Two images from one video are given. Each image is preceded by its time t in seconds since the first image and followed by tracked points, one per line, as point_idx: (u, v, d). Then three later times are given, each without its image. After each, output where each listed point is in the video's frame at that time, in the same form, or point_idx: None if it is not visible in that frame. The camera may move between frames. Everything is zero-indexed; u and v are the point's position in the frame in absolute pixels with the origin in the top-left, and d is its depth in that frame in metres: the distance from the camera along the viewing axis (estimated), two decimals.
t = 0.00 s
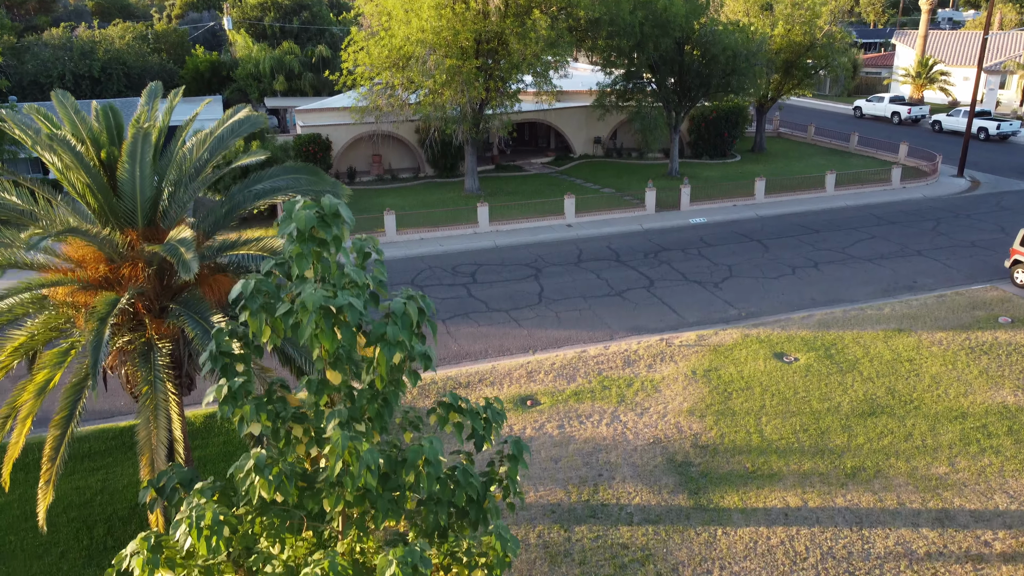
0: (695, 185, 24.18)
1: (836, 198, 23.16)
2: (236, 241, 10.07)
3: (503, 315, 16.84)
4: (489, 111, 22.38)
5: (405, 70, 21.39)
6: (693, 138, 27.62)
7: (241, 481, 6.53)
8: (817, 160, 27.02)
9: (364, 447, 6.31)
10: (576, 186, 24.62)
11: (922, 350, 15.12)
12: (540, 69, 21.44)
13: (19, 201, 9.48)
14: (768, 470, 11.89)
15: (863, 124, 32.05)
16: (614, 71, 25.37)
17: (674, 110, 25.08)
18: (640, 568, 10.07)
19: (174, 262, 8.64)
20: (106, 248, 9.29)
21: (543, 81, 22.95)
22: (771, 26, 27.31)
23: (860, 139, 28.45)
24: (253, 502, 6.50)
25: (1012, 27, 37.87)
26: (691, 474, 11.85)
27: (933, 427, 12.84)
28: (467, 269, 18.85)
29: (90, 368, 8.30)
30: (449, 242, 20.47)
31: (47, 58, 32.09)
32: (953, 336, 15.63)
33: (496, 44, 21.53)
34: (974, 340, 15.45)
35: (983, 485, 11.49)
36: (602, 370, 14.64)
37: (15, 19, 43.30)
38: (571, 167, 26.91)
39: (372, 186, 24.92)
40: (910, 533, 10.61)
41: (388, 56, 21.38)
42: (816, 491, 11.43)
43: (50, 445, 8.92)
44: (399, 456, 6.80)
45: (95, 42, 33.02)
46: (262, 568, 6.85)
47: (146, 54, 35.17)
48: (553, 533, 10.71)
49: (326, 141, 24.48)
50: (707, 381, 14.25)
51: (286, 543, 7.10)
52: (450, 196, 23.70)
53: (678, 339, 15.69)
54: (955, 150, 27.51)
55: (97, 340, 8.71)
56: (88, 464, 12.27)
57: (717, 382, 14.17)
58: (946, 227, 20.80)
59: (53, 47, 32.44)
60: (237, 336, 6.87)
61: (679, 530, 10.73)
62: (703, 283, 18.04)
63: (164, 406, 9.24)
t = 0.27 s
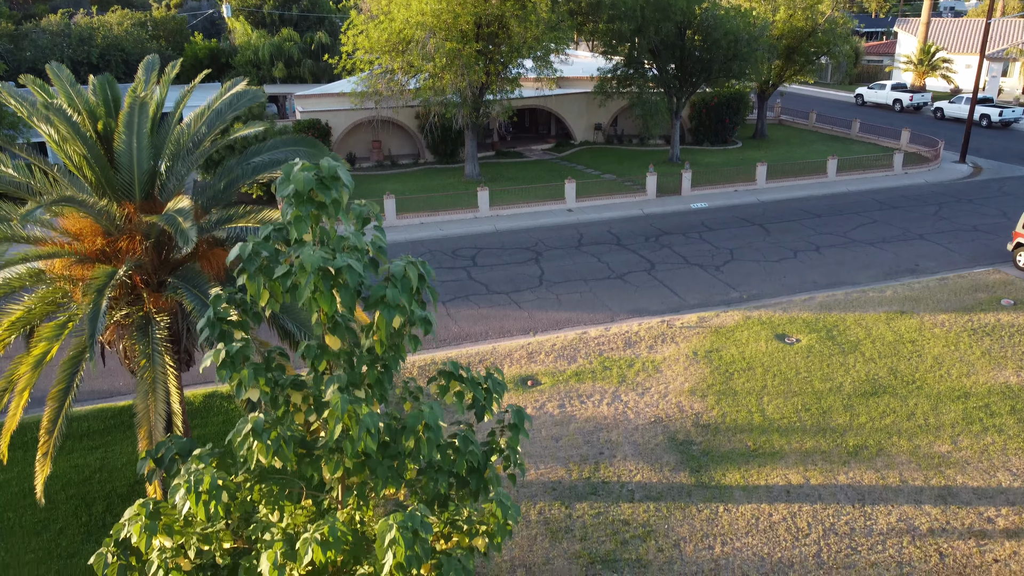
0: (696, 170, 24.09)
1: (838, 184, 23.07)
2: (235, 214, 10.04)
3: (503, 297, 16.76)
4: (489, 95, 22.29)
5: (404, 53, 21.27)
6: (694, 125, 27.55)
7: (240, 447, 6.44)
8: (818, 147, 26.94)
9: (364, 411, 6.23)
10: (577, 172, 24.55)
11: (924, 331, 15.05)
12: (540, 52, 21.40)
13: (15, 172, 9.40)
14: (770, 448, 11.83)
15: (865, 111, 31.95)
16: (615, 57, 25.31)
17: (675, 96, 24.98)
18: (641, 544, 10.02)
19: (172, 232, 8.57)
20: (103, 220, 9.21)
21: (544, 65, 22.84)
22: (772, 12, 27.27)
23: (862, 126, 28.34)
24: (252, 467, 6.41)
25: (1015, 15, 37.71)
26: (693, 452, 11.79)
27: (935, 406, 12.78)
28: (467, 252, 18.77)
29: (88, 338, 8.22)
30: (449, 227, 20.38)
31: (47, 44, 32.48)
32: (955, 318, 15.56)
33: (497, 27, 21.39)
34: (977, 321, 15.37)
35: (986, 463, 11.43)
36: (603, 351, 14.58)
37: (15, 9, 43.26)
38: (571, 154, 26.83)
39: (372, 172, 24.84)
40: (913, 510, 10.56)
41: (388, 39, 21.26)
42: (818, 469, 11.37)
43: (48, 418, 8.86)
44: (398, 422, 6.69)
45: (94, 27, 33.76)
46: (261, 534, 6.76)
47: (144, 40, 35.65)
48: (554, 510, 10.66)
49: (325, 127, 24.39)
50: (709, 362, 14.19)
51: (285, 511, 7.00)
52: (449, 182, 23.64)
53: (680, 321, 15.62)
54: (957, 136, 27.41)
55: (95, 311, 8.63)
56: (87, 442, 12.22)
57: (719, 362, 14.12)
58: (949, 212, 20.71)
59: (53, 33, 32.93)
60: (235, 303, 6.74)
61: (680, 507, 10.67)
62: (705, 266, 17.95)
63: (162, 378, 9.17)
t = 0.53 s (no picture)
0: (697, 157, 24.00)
1: (840, 170, 22.98)
2: (234, 187, 9.98)
3: (504, 281, 16.69)
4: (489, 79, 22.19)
5: (404, 37, 21.11)
6: (694, 112, 27.49)
7: (237, 414, 6.32)
8: (820, 134, 26.85)
9: (364, 376, 6.11)
10: (577, 159, 24.46)
11: (927, 313, 14.98)
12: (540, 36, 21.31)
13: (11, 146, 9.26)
14: (772, 428, 11.76)
15: (867, 99, 31.84)
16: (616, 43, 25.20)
17: (676, 82, 24.85)
18: (643, 521, 9.96)
19: (170, 203, 8.50)
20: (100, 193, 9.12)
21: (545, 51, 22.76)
22: None
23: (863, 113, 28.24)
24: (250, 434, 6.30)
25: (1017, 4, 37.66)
26: (694, 432, 11.73)
27: (938, 387, 12.72)
28: (467, 237, 18.68)
29: (85, 310, 8.17)
30: (449, 212, 20.29)
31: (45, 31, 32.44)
32: (958, 301, 15.48)
33: (497, 11, 21.27)
34: (979, 304, 15.28)
35: (989, 442, 11.37)
36: (605, 333, 14.51)
37: None
38: (572, 141, 26.73)
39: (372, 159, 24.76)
40: (916, 488, 10.50)
41: (387, 23, 21.11)
42: (821, 448, 11.31)
43: (45, 393, 8.80)
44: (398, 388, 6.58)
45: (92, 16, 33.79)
46: (260, 504, 6.64)
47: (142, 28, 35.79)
48: (555, 488, 10.60)
49: (325, 113, 24.29)
50: (710, 344, 14.12)
51: (284, 480, 6.90)
52: (449, 168, 23.56)
53: (681, 303, 15.53)
54: (959, 124, 27.31)
55: (92, 283, 8.55)
56: (85, 422, 12.16)
57: (720, 344, 14.04)
58: (951, 197, 20.62)
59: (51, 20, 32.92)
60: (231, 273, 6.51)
61: (682, 485, 10.61)
62: (706, 250, 17.87)
63: (160, 353, 9.16)
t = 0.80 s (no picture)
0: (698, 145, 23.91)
1: (841, 158, 22.90)
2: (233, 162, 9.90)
3: (505, 267, 16.60)
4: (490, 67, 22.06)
5: (404, 24, 20.99)
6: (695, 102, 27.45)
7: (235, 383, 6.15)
8: (821, 123, 26.77)
9: (364, 342, 5.92)
10: (578, 148, 24.37)
11: (930, 298, 14.90)
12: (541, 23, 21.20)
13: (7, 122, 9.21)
14: (775, 409, 11.68)
15: (868, 90, 31.76)
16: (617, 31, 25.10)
17: (677, 70, 24.72)
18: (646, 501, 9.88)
19: (167, 174, 8.42)
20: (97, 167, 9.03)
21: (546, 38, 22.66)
22: None
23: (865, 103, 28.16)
24: (249, 402, 6.14)
25: None
26: (697, 413, 11.65)
27: (942, 369, 12.65)
28: (467, 224, 18.59)
29: (81, 282, 8.09)
30: (450, 200, 20.19)
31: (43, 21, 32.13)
32: (961, 286, 15.40)
33: None
34: (983, 289, 15.19)
35: (993, 423, 11.30)
36: (606, 317, 14.43)
37: None
38: (572, 130, 26.66)
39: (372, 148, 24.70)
40: (921, 468, 10.43)
41: (387, 9, 21.00)
42: (824, 429, 11.24)
43: (41, 367, 8.75)
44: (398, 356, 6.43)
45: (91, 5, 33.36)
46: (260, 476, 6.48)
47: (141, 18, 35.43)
48: (556, 468, 10.52)
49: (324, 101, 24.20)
50: (712, 327, 14.04)
51: (283, 452, 6.75)
52: (450, 157, 23.48)
53: (683, 289, 15.45)
54: (961, 113, 27.23)
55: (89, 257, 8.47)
56: (84, 403, 12.10)
57: (723, 328, 13.96)
58: (953, 185, 20.54)
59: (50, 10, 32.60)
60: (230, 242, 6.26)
61: (684, 465, 10.54)
62: (708, 236, 17.78)
63: (159, 328, 9.10)
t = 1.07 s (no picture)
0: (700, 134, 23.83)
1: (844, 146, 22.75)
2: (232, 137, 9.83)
3: (506, 252, 16.51)
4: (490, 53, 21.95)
5: (405, 10, 20.87)
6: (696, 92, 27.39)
7: (234, 349, 5.88)
8: (823, 113, 26.69)
9: (365, 306, 5.67)
10: (579, 137, 24.30)
11: (933, 282, 14.83)
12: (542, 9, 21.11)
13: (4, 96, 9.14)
14: (778, 390, 11.62)
15: (870, 80, 31.70)
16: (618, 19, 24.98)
17: (679, 58, 24.59)
18: (648, 479, 9.82)
19: (166, 146, 8.35)
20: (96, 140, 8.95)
21: (547, 26, 22.56)
22: None
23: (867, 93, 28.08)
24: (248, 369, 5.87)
25: None
26: (699, 394, 11.59)
27: (946, 351, 12.58)
28: (468, 211, 18.51)
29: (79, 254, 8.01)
30: (450, 187, 20.11)
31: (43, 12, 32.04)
32: (964, 270, 15.32)
33: None
34: (986, 274, 15.10)
35: (998, 403, 11.23)
36: (608, 300, 14.36)
37: None
38: (573, 120, 26.61)
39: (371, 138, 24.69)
40: (925, 447, 10.35)
41: None
42: (828, 409, 11.17)
43: (40, 340, 8.71)
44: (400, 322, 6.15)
45: None
46: (260, 445, 6.21)
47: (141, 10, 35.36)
48: (558, 447, 10.46)
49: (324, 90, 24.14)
50: (714, 310, 13.97)
51: (283, 419, 6.48)
52: (450, 146, 23.45)
53: (685, 273, 15.36)
54: (964, 103, 27.15)
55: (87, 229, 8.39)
56: (84, 384, 12.05)
57: (725, 311, 13.88)
58: (956, 172, 20.45)
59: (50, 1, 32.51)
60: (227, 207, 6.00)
61: (687, 444, 10.47)
62: (710, 222, 17.67)
63: (157, 303, 9.02)
